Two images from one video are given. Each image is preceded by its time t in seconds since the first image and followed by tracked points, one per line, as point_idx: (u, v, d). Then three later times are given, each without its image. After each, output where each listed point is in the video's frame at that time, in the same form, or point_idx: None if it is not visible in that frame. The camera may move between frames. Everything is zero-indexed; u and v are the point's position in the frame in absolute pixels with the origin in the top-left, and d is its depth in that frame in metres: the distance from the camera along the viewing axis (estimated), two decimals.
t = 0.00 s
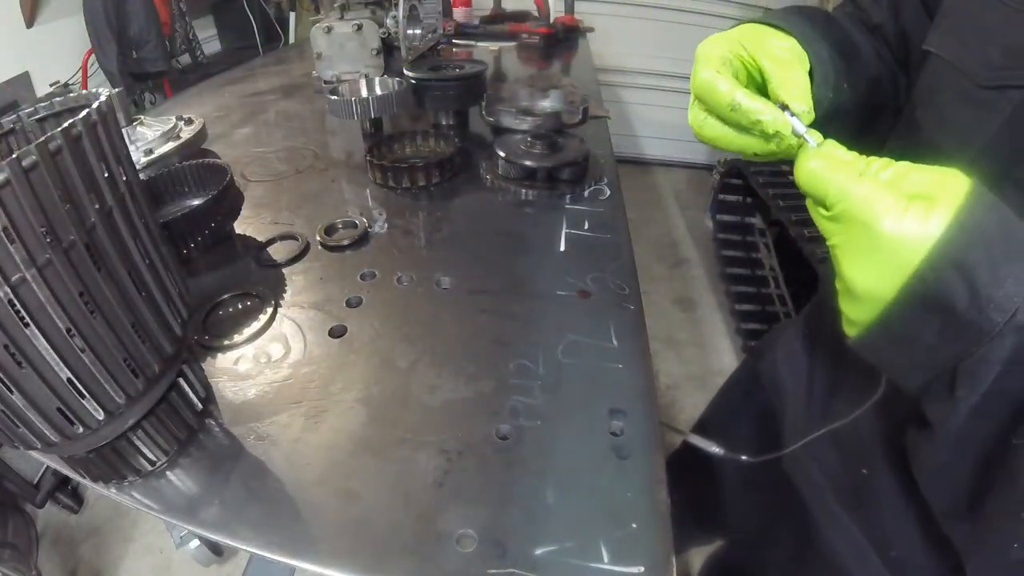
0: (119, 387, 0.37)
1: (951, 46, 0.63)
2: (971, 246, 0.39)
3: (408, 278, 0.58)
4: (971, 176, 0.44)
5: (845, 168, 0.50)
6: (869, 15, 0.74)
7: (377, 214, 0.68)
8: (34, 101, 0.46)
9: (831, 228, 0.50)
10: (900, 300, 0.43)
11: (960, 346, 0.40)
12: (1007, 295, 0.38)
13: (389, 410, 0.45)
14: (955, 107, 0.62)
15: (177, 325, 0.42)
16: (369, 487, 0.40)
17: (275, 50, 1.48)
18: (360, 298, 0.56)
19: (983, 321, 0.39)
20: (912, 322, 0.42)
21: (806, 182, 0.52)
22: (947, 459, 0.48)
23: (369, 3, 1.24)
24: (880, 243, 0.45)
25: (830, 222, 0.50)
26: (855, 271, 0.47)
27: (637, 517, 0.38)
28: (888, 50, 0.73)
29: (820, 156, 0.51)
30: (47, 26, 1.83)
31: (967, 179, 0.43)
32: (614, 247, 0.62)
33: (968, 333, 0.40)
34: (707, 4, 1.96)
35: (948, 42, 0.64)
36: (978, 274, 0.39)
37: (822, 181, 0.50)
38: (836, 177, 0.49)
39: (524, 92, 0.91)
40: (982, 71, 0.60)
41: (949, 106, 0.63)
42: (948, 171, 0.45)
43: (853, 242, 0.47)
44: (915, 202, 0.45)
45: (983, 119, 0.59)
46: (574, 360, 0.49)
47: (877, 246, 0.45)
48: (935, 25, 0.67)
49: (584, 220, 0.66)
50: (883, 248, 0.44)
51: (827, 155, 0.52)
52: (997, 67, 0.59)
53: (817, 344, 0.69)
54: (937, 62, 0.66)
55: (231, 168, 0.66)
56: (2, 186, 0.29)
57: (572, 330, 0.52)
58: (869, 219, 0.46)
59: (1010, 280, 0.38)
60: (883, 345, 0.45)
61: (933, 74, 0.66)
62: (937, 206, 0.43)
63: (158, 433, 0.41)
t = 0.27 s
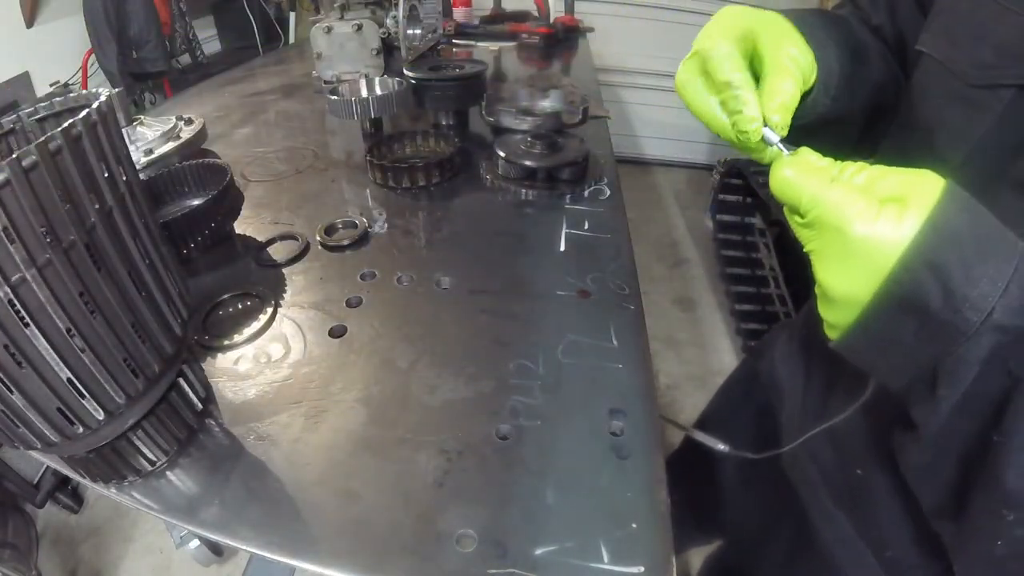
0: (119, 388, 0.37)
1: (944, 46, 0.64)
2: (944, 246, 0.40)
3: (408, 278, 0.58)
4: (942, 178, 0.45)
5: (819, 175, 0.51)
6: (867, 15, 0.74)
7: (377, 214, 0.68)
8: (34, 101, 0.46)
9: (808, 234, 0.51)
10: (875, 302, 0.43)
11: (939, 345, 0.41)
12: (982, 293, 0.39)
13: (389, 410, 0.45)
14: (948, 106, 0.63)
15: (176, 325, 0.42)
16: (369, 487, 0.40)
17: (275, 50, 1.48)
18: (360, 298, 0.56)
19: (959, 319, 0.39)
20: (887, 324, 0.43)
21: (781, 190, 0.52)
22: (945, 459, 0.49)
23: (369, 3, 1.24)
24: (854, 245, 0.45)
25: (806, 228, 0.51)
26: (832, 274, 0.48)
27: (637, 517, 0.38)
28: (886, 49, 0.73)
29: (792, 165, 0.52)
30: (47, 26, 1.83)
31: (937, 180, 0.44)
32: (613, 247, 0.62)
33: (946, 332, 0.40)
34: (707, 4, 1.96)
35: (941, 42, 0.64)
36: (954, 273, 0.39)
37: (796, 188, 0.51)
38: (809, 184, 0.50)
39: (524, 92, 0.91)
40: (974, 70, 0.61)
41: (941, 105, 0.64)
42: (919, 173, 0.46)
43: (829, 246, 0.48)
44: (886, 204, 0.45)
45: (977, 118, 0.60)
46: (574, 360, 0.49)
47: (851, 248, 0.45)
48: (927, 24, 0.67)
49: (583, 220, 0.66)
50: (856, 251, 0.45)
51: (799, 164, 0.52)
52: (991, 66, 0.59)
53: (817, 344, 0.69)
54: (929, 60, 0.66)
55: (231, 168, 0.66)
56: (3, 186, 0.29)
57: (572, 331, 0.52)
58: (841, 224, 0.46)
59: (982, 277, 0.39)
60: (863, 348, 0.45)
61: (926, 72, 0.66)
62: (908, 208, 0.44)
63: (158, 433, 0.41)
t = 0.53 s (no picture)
0: (119, 387, 0.37)
1: (936, 43, 0.64)
2: (932, 240, 0.40)
3: (408, 278, 0.58)
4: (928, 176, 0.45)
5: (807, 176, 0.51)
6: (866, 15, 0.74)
7: (377, 214, 0.68)
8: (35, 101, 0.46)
9: (798, 235, 0.51)
10: (867, 301, 0.43)
11: (932, 341, 0.41)
12: (972, 286, 0.39)
13: (389, 410, 0.45)
14: (939, 104, 0.63)
15: (177, 325, 0.42)
16: (369, 487, 0.40)
17: (275, 50, 1.48)
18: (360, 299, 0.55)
19: (951, 313, 0.39)
20: (880, 323, 0.43)
21: (771, 192, 0.52)
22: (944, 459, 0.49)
23: (369, 3, 1.24)
24: (844, 245, 0.46)
25: (795, 229, 0.51)
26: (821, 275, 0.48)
27: (637, 517, 0.38)
28: (884, 48, 0.73)
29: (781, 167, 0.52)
30: (47, 27, 1.83)
31: (924, 178, 0.44)
32: (613, 247, 0.62)
33: (938, 328, 0.40)
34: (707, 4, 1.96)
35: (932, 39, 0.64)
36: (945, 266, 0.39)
37: (785, 189, 0.51)
38: (798, 185, 0.50)
39: (524, 92, 0.91)
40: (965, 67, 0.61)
41: (934, 104, 0.64)
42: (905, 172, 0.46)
43: (819, 247, 0.48)
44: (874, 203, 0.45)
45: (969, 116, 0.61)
46: (574, 360, 0.49)
47: (840, 248, 0.46)
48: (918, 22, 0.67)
49: (583, 220, 0.66)
50: (846, 250, 0.45)
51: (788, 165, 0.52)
52: (981, 62, 0.60)
53: (817, 344, 0.69)
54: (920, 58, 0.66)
55: (231, 168, 0.66)
56: (2, 187, 0.29)
57: (572, 331, 0.52)
58: (831, 223, 0.47)
59: (971, 271, 0.39)
60: (855, 347, 0.45)
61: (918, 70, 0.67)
62: (896, 206, 0.44)
63: (158, 433, 0.41)
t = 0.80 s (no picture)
0: (119, 388, 0.37)
1: (930, 37, 0.65)
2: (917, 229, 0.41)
3: (408, 278, 0.58)
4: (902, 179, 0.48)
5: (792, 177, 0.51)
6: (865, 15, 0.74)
7: (377, 213, 0.68)
8: (35, 100, 0.46)
9: (786, 235, 0.51)
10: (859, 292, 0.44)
11: (924, 331, 0.42)
12: (959, 270, 0.39)
13: (389, 410, 0.45)
14: (932, 97, 0.64)
15: (177, 325, 0.42)
16: (369, 487, 0.40)
17: (275, 50, 1.48)
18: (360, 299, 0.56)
19: (943, 298, 0.40)
20: (871, 315, 0.43)
21: (757, 192, 0.52)
22: (944, 459, 0.49)
23: (369, 3, 1.24)
24: (838, 240, 0.46)
25: (784, 230, 0.51)
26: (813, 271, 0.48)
27: (637, 517, 0.38)
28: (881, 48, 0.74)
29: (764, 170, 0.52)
30: (47, 26, 1.83)
31: (903, 179, 0.47)
32: (613, 247, 0.62)
33: (931, 317, 0.41)
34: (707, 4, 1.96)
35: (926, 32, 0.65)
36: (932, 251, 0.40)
37: (772, 189, 0.51)
38: (786, 184, 0.50)
39: (524, 91, 0.91)
40: (958, 59, 0.62)
41: (928, 100, 0.65)
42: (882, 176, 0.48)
43: (810, 244, 0.49)
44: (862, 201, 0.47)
45: (962, 108, 0.61)
46: (574, 361, 0.49)
47: (835, 243, 0.46)
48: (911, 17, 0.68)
49: (583, 220, 0.66)
50: (839, 244, 0.46)
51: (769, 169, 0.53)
52: (975, 55, 0.61)
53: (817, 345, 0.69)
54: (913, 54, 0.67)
55: (231, 168, 0.66)
56: (3, 186, 0.29)
57: (572, 331, 0.52)
58: (822, 219, 0.47)
59: (958, 257, 0.39)
60: (848, 340, 0.45)
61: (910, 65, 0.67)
62: (884, 202, 0.45)
63: (158, 433, 0.41)
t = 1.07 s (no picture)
0: (119, 389, 0.37)
1: (924, 33, 0.62)
2: (903, 242, 0.40)
3: (408, 278, 0.58)
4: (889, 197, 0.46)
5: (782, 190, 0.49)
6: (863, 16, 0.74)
7: (377, 214, 0.68)
8: (36, 100, 0.46)
9: (773, 248, 0.49)
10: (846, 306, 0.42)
11: (911, 345, 0.40)
12: (945, 284, 0.39)
13: (389, 410, 0.45)
14: (924, 92, 0.62)
15: (177, 325, 0.42)
16: (369, 487, 0.40)
17: (275, 50, 1.48)
18: (361, 298, 0.56)
19: (930, 312, 0.39)
20: (857, 328, 0.42)
21: (746, 204, 0.50)
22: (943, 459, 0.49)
23: (369, 3, 1.24)
24: (828, 254, 0.44)
25: (770, 241, 0.49)
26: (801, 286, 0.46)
27: (637, 517, 0.38)
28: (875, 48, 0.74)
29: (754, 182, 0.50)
30: (47, 26, 1.83)
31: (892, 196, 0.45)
32: (613, 247, 0.62)
33: (916, 330, 0.40)
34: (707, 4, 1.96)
35: (919, 29, 0.63)
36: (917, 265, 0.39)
37: (762, 201, 0.49)
38: (776, 197, 0.48)
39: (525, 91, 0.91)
40: (952, 55, 0.60)
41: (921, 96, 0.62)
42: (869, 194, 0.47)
43: (798, 259, 0.46)
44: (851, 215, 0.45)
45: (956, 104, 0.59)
46: (574, 361, 0.49)
47: (825, 257, 0.44)
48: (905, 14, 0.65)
49: (583, 220, 0.66)
50: (827, 257, 0.44)
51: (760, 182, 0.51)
52: (968, 50, 0.59)
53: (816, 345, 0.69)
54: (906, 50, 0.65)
55: (230, 168, 0.66)
56: (3, 186, 0.29)
57: (572, 331, 0.52)
58: (810, 231, 0.45)
59: (943, 271, 0.39)
60: (834, 355, 0.43)
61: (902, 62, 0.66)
62: (872, 216, 0.44)
63: (158, 433, 0.41)
